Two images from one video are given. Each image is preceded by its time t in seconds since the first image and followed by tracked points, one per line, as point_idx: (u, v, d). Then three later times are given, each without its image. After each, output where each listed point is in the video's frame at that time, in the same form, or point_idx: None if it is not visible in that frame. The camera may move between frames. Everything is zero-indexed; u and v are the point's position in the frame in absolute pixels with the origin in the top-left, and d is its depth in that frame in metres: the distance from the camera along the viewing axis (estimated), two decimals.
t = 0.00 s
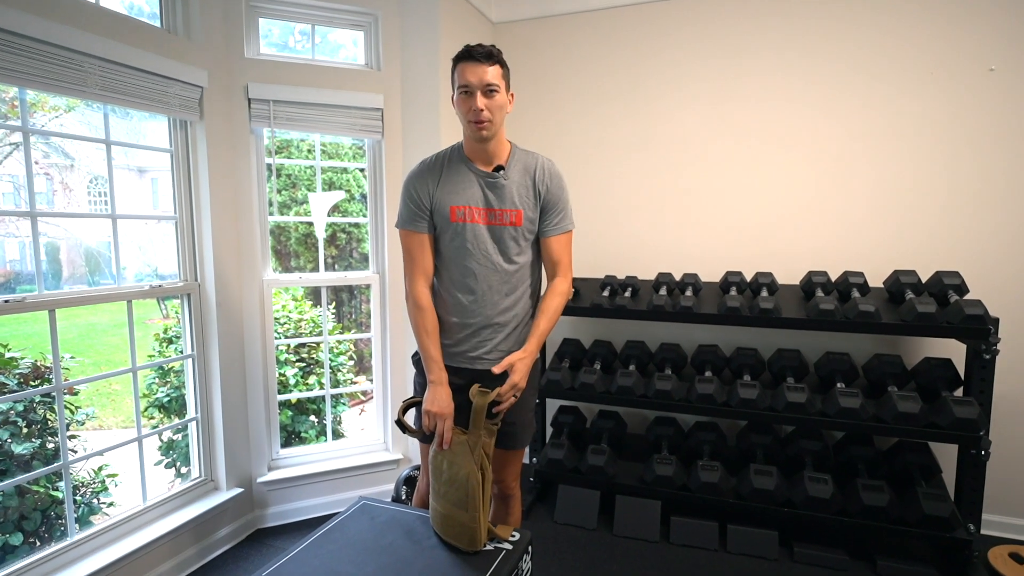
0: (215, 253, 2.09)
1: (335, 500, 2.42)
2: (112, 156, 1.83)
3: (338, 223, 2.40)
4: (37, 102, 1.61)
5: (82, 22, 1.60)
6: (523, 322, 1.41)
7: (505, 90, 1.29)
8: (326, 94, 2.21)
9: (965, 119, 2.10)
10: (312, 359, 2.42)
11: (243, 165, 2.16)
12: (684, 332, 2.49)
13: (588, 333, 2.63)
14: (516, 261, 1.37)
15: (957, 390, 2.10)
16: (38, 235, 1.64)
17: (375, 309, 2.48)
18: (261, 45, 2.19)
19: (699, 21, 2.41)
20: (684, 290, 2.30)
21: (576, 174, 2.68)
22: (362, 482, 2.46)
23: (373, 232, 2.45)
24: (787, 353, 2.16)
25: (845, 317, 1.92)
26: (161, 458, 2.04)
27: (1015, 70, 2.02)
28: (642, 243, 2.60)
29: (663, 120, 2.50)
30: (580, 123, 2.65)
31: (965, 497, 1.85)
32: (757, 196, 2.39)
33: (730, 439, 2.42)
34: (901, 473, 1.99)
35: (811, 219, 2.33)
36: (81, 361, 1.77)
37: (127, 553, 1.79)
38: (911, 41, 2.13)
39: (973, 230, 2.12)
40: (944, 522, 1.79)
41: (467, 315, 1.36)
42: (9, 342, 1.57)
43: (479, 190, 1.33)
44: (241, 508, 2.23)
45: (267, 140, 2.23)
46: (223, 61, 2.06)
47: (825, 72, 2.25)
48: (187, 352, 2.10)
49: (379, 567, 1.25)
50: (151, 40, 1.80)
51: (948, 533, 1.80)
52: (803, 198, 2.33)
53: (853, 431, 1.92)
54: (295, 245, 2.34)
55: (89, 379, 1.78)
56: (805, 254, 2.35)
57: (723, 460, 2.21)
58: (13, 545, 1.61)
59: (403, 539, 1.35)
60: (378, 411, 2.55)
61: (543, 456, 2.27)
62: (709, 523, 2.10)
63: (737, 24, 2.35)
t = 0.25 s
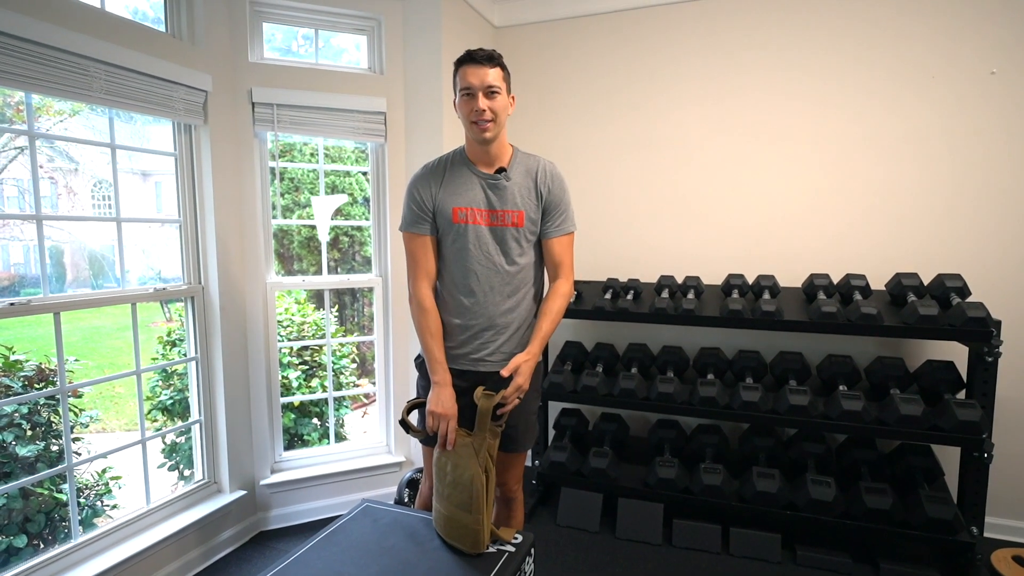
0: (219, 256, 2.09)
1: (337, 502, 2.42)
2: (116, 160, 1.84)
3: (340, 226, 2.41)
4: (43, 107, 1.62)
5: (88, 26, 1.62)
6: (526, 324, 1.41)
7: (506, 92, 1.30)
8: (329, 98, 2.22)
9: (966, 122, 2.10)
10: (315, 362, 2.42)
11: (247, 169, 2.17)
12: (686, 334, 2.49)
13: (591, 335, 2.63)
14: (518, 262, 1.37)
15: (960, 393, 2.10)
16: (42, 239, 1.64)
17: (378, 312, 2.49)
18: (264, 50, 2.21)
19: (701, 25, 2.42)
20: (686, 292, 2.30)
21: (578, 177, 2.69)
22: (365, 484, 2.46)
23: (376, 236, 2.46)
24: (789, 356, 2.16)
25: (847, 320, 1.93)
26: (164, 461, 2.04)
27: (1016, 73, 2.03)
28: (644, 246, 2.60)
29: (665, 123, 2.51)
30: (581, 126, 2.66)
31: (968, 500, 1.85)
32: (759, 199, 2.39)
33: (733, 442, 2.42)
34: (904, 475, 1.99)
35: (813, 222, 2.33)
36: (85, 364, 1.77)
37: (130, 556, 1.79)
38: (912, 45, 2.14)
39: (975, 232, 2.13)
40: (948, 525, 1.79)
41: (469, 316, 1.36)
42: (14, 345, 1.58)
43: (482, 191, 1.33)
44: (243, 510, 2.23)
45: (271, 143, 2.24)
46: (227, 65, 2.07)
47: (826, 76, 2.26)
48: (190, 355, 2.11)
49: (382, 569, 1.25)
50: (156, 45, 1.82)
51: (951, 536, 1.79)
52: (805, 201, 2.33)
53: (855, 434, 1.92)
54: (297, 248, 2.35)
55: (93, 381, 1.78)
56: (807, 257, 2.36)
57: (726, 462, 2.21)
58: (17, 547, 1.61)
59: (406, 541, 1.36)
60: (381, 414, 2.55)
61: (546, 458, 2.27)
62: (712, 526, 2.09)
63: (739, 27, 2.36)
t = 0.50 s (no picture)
0: (221, 258, 2.10)
1: (338, 504, 2.42)
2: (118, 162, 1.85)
3: (342, 229, 2.42)
4: (45, 109, 1.63)
5: (88, 28, 1.62)
6: (526, 324, 1.41)
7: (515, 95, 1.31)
8: (331, 100, 2.23)
9: (965, 124, 2.11)
10: (316, 364, 2.42)
11: (249, 171, 2.17)
12: (687, 336, 2.49)
13: (591, 337, 2.64)
14: (518, 262, 1.37)
15: (960, 394, 2.10)
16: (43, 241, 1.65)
17: (379, 314, 2.50)
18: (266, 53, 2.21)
19: (701, 27, 2.42)
20: (686, 294, 2.30)
21: (579, 179, 2.70)
22: (366, 486, 2.47)
23: (377, 238, 2.47)
24: (789, 357, 2.16)
25: (847, 321, 1.93)
26: (165, 463, 2.05)
27: (1015, 74, 2.03)
28: (645, 247, 2.61)
29: (666, 125, 2.52)
30: (582, 128, 2.67)
31: (968, 500, 1.85)
32: (759, 200, 2.40)
33: (734, 443, 2.42)
34: (904, 477, 1.99)
35: (813, 223, 2.34)
36: (86, 366, 1.77)
37: (131, 557, 1.80)
38: (911, 47, 2.15)
39: (975, 233, 2.13)
40: (948, 526, 1.79)
41: (468, 315, 1.36)
42: (16, 347, 1.58)
43: (483, 190, 1.33)
44: (245, 512, 2.24)
45: (272, 146, 2.24)
46: (229, 68, 2.08)
47: (826, 78, 2.27)
48: (192, 357, 2.11)
49: (384, 570, 1.25)
50: (158, 47, 1.82)
51: (952, 537, 1.80)
52: (805, 202, 2.34)
53: (856, 435, 1.92)
54: (299, 251, 2.36)
55: (94, 383, 1.79)
56: (807, 258, 2.36)
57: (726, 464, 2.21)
58: (19, 548, 1.61)
59: (407, 542, 1.36)
60: (382, 415, 2.56)
61: (547, 459, 2.27)
62: (713, 527, 2.10)
63: (739, 29, 2.37)
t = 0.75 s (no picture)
0: (221, 259, 2.10)
1: (338, 505, 2.42)
2: (117, 165, 1.85)
3: (341, 230, 2.42)
4: (44, 112, 1.63)
5: (88, 31, 1.62)
6: (525, 324, 1.41)
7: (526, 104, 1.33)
8: (330, 102, 2.24)
9: (963, 125, 2.12)
10: (316, 365, 2.43)
11: (249, 173, 2.18)
12: (686, 337, 2.50)
13: (591, 338, 2.64)
14: (518, 262, 1.37)
15: (958, 394, 2.11)
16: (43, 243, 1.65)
17: (379, 316, 2.50)
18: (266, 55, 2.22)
19: (700, 29, 2.43)
20: (685, 295, 2.31)
21: (578, 181, 2.70)
22: (365, 487, 2.47)
23: (377, 239, 2.47)
24: (788, 358, 2.17)
25: (846, 322, 1.93)
26: (164, 465, 2.04)
27: (1011, 76, 2.04)
28: (644, 248, 2.61)
29: (664, 127, 2.52)
30: (581, 130, 2.67)
31: (967, 501, 1.86)
32: (758, 202, 2.41)
33: (733, 444, 2.43)
34: (903, 477, 2.00)
35: (811, 225, 2.34)
36: (86, 369, 1.77)
37: (130, 559, 1.79)
38: (908, 49, 2.16)
39: (973, 234, 2.14)
40: (947, 526, 1.79)
41: (466, 313, 1.35)
42: (15, 349, 1.58)
43: (485, 190, 1.34)
44: (244, 514, 2.24)
45: (272, 148, 2.25)
46: (228, 70, 2.08)
47: (824, 80, 2.27)
48: (191, 358, 2.11)
49: (383, 572, 1.25)
50: (158, 50, 1.83)
51: (951, 537, 1.80)
52: (803, 204, 2.35)
53: (855, 436, 1.92)
54: (298, 252, 2.36)
55: (94, 385, 1.79)
56: (806, 259, 2.37)
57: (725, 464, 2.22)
58: (18, 551, 1.61)
59: (407, 543, 1.36)
60: (382, 417, 2.56)
61: (546, 461, 2.28)
62: (712, 528, 2.10)
63: (737, 32, 2.38)
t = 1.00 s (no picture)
0: (219, 260, 2.10)
1: (336, 507, 2.42)
2: (114, 166, 1.85)
3: (340, 232, 2.42)
4: (42, 114, 1.63)
5: (86, 32, 1.62)
6: (524, 326, 1.42)
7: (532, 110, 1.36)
8: (329, 104, 2.24)
9: (958, 126, 2.13)
10: (314, 367, 2.43)
11: (247, 174, 2.18)
12: (684, 338, 2.50)
13: (589, 339, 2.65)
14: (519, 265, 1.38)
15: (955, 394, 2.12)
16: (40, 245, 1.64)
17: (377, 317, 2.50)
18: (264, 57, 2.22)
19: (697, 30, 2.44)
20: (683, 296, 2.31)
21: (576, 182, 2.71)
22: (364, 489, 2.47)
23: (375, 241, 2.47)
24: (786, 358, 2.17)
25: (843, 322, 1.94)
26: (162, 467, 2.04)
27: (1007, 78, 2.05)
28: (641, 249, 2.62)
29: (662, 128, 2.53)
30: (578, 132, 2.68)
31: (964, 500, 1.86)
32: (755, 203, 2.41)
33: (731, 444, 2.43)
34: (900, 477, 2.00)
35: (808, 225, 2.35)
36: (83, 371, 1.77)
37: (128, 561, 1.79)
38: (903, 51, 2.17)
39: (969, 235, 2.15)
40: (944, 525, 1.80)
41: (467, 314, 1.36)
42: (12, 351, 1.58)
43: (489, 192, 1.35)
44: (242, 515, 2.23)
45: (270, 149, 2.25)
46: (226, 72, 2.08)
47: (821, 81, 2.28)
48: (189, 360, 2.11)
49: (382, 572, 1.25)
50: (156, 52, 1.83)
51: (948, 537, 1.81)
52: (800, 204, 2.35)
53: (852, 436, 1.93)
54: (297, 254, 2.36)
55: (92, 387, 1.79)
56: (803, 260, 2.37)
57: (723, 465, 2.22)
58: (15, 553, 1.60)
59: (406, 544, 1.36)
60: (380, 419, 2.55)
61: (545, 461, 2.28)
62: (710, 528, 2.10)
63: (734, 33, 2.39)
